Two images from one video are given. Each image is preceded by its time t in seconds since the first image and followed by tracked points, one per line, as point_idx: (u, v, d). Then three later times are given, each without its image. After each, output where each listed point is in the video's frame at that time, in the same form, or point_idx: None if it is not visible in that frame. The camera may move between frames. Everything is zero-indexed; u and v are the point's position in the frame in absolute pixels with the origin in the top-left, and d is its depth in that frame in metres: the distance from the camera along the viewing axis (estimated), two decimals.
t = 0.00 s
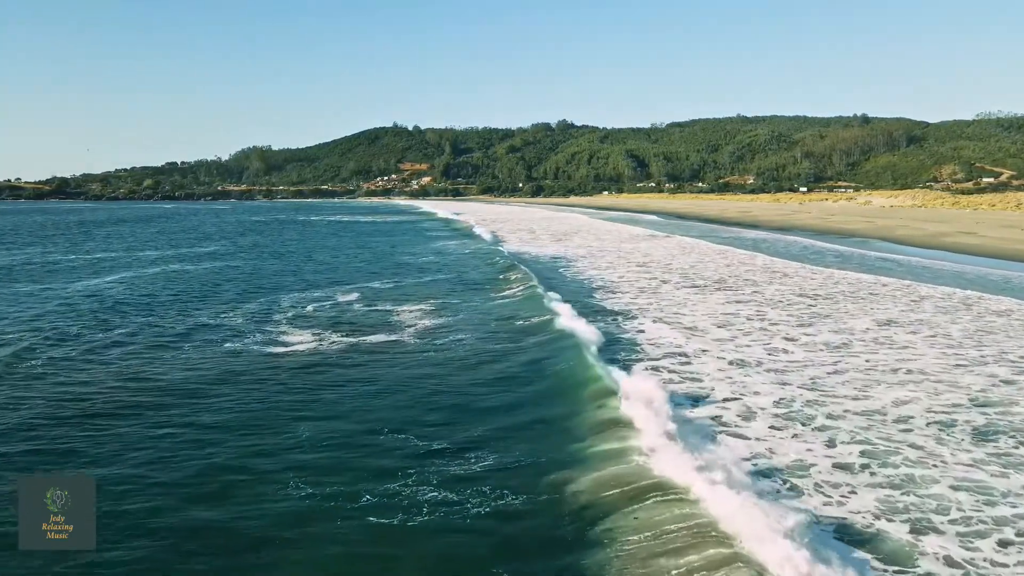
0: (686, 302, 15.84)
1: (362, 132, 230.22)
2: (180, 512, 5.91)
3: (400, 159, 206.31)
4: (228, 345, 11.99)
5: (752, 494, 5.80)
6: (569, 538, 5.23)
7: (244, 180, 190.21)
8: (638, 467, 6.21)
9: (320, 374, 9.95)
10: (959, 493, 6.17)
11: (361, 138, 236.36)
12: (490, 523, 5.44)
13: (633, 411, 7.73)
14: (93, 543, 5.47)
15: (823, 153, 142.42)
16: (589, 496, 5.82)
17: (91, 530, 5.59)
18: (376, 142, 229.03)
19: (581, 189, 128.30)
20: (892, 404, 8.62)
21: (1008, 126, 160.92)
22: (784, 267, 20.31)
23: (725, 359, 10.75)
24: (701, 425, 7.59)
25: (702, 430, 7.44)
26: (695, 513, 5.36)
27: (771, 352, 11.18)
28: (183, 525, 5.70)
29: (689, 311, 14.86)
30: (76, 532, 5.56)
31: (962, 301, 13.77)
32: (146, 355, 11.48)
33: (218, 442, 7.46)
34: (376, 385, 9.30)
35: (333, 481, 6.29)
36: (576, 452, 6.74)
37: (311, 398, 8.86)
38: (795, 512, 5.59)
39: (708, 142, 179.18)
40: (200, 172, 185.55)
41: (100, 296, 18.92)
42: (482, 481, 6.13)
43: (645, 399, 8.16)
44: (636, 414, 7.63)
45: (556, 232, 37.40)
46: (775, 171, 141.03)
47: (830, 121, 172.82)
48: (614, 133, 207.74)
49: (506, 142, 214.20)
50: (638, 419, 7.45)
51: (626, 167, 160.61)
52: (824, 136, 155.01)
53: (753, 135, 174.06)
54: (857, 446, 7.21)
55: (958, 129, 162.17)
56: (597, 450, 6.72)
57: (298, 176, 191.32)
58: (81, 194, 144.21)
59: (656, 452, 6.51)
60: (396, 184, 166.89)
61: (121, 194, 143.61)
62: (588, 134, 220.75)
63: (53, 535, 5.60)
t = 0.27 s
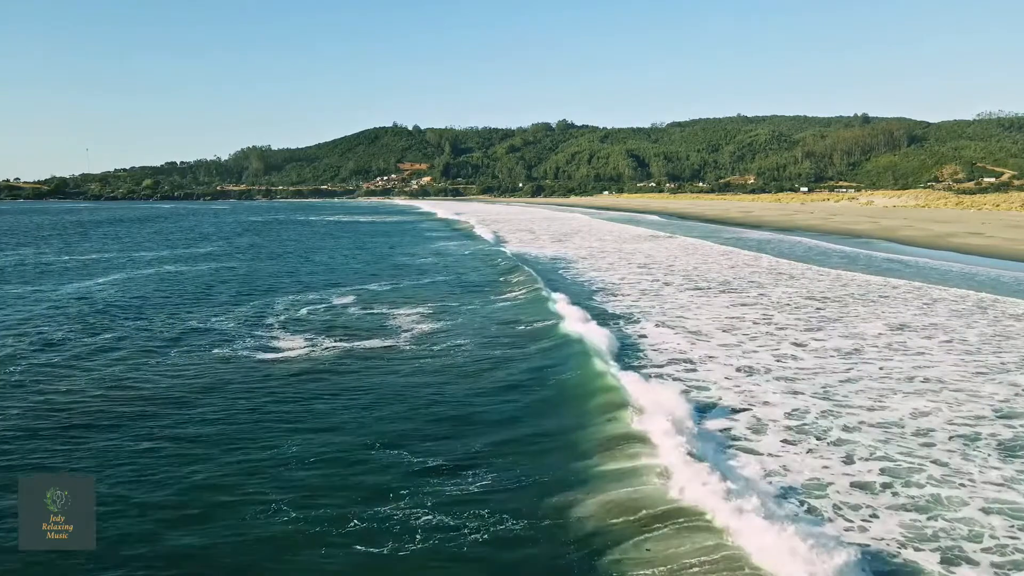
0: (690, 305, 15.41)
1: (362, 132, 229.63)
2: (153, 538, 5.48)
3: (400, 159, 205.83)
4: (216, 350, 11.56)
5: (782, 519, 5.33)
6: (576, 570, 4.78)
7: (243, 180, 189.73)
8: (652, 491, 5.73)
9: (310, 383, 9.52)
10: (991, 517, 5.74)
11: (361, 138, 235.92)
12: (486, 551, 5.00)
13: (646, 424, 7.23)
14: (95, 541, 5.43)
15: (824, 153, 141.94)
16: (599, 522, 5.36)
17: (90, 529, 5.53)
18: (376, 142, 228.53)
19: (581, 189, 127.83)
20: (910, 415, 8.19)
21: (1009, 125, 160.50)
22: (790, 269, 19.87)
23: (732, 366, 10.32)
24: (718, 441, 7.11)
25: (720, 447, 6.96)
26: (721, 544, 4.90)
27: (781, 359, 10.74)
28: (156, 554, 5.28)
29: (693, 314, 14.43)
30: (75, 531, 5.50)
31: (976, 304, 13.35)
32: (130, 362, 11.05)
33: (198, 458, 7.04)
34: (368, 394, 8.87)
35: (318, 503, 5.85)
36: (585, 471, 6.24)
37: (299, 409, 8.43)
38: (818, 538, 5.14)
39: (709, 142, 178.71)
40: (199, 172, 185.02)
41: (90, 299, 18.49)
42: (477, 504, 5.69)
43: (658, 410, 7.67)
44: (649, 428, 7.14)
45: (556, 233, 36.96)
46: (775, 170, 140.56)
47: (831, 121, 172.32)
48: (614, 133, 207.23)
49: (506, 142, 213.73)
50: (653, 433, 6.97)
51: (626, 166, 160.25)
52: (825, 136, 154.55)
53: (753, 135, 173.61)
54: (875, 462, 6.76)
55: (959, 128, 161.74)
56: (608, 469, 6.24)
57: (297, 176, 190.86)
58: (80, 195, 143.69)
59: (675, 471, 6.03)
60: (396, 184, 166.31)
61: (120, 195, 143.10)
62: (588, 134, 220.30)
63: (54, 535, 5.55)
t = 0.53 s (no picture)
0: (694, 308, 15.00)
1: (362, 132, 229.33)
2: (122, 569, 5.04)
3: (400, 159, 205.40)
4: (202, 356, 11.13)
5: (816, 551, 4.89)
6: None
7: (243, 180, 189.33)
8: (668, 518, 5.28)
9: (298, 392, 9.09)
10: None
11: (361, 137, 235.69)
12: None
13: (658, 440, 6.77)
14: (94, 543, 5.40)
15: (825, 152, 141.59)
16: (608, 552, 4.94)
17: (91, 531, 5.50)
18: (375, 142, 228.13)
19: (581, 189, 127.47)
20: (931, 428, 7.76)
21: (1010, 125, 160.23)
22: (796, 270, 19.46)
23: (741, 373, 9.88)
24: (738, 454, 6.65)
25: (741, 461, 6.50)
26: None
27: (790, 365, 10.31)
28: None
29: (697, 318, 13.99)
30: (77, 533, 5.45)
31: (990, 308, 12.91)
32: (113, 368, 10.62)
33: (176, 475, 6.62)
34: (360, 405, 8.43)
35: (300, 527, 5.43)
36: (592, 494, 5.78)
37: (286, 421, 8.00)
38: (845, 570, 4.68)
39: (709, 142, 178.29)
40: (199, 172, 184.72)
41: (81, 302, 18.06)
42: (474, 530, 5.26)
43: (673, 423, 7.19)
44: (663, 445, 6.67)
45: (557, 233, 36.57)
46: (776, 170, 140.24)
47: (832, 120, 172.04)
48: (615, 133, 207.25)
49: (506, 142, 213.45)
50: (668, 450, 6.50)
51: (626, 166, 159.84)
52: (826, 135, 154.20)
53: (754, 134, 173.28)
54: (897, 481, 6.32)
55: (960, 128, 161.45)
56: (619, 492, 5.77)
57: (297, 176, 190.52)
58: (79, 195, 143.31)
59: (695, 497, 5.57)
60: (395, 184, 165.79)
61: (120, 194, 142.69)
62: (589, 134, 219.92)
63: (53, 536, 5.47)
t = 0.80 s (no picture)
0: (698, 312, 14.55)
1: (362, 132, 228.89)
2: None
3: (400, 159, 204.90)
4: (188, 362, 10.70)
5: None
6: None
7: (242, 180, 188.89)
8: (684, 550, 4.84)
9: (286, 402, 8.66)
10: None
11: (361, 137, 235.23)
12: None
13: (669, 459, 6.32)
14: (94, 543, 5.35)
15: (826, 152, 141.17)
16: None
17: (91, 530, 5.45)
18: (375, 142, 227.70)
19: (581, 189, 127.00)
20: (954, 442, 7.32)
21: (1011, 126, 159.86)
22: (802, 272, 19.04)
23: (750, 381, 9.44)
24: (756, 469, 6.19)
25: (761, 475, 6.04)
26: None
27: (800, 373, 9.87)
28: None
29: (702, 322, 13.55)
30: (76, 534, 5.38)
31: (1006, 312, 12.46)
32: (94, 376, 10.20)
33: (151, 495, 6.19)
34: (350, 417, 7.99)
35: (279, 556, 5.01)
36: (600, 520, 5.34)
37: (272, 434, 7.57)
38: None
39: (709, 142, 177.80)
40: (198, 172, 184.25)
41: (69, 305, 17.61)
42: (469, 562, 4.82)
43: (686, 439, 6.74)
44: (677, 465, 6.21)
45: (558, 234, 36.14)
46: (776, 170, 139.76)
47: (832, 120, 171.58)
48: (615, 133, 206.85)
49: (506, 142, 213.02)
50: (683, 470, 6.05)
51: (626, 166, 159.45)
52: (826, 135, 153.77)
53: (754, 134, 172.86)
54: (921, 502, 5.87)
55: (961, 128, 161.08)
56: (631, 519, 5.32)
57: (296, 176, 190.11)
58: (77, 194, 142.85)
59: (716, 524, 5.14)
60: (395, 184, 165.25)
61: (118, 194, 142.24)
62: (589, 134, 219.44)
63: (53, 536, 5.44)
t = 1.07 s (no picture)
0: (704, 315, 14.14)
1: (362, 132, 228.53)
2: None
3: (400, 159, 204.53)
4: (174, 370, 10.28)
5: None
6: None
7: (242, 179, 188.59)
8: None
9: (272, 413, 8.21)
10: None
11: (361, 137, 234.89)
12: None
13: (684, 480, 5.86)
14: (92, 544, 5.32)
15: (826, 152, 140.79)
16: None
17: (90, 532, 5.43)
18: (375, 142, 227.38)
19: (581, 189, 126.63)
20: (979, 459, 6.88)
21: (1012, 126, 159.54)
22: (809, 273, 18.63)
23: (760, 390, 9.00)
24: (780, 488, 5.71)
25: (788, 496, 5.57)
26: None
27: (812, 382, 9.44)
28: None
29: (708, 326, 13.13)
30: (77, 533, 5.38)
31: (1023, 317, 12.04)
32: (74, 384, 9.76)
33: (124, 516, 5.78)
34: (340, 430, 7.56)
35: None
36: (610, 552, 4.89)
37: (256, 448, 7.15)
38: None
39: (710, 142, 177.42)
40: (197, 172, 183.93)
41: (58, 308, 17.20)
42: None
43: (702, 457, 6.28)
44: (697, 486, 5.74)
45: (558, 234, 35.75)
46: (777, 169, 139.37)
47: (833, 120, 171.20)
48: (615, 133, 206.52)
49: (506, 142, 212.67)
50: (702, 493, 5.60)
51: (626, 166, 159.13)
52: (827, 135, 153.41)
53: (755, 134, 172.52)
54: (950, 527, 5.43)
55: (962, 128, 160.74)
56: (647, 551, 4.87)
57: (296, 176, 189.76)
58: (76, 194, 142.50)
59: (740, 555, 4.69)
60: (395, 184, 164.86)
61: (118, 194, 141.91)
62: (589, 134, 219.07)
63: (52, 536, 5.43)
